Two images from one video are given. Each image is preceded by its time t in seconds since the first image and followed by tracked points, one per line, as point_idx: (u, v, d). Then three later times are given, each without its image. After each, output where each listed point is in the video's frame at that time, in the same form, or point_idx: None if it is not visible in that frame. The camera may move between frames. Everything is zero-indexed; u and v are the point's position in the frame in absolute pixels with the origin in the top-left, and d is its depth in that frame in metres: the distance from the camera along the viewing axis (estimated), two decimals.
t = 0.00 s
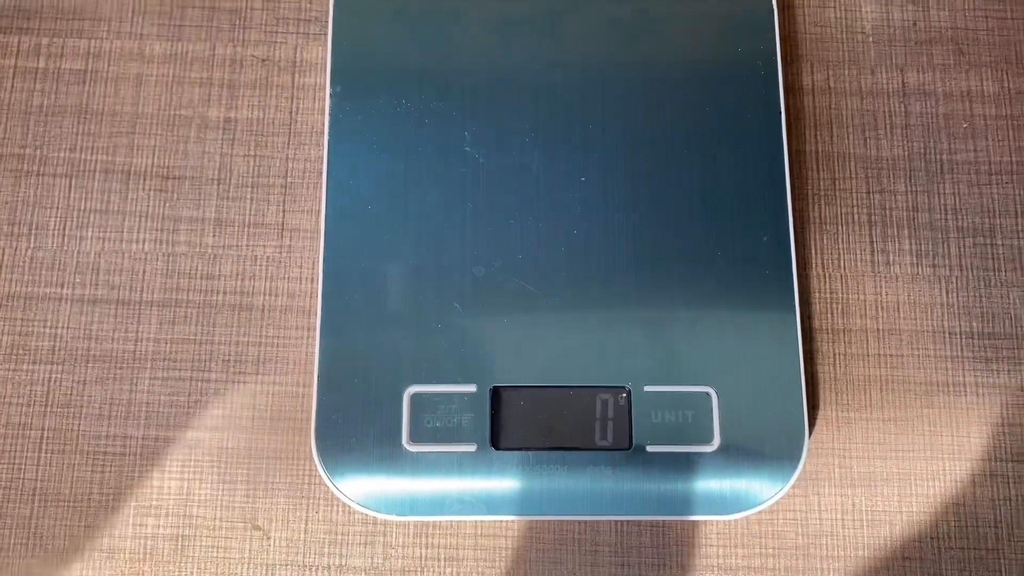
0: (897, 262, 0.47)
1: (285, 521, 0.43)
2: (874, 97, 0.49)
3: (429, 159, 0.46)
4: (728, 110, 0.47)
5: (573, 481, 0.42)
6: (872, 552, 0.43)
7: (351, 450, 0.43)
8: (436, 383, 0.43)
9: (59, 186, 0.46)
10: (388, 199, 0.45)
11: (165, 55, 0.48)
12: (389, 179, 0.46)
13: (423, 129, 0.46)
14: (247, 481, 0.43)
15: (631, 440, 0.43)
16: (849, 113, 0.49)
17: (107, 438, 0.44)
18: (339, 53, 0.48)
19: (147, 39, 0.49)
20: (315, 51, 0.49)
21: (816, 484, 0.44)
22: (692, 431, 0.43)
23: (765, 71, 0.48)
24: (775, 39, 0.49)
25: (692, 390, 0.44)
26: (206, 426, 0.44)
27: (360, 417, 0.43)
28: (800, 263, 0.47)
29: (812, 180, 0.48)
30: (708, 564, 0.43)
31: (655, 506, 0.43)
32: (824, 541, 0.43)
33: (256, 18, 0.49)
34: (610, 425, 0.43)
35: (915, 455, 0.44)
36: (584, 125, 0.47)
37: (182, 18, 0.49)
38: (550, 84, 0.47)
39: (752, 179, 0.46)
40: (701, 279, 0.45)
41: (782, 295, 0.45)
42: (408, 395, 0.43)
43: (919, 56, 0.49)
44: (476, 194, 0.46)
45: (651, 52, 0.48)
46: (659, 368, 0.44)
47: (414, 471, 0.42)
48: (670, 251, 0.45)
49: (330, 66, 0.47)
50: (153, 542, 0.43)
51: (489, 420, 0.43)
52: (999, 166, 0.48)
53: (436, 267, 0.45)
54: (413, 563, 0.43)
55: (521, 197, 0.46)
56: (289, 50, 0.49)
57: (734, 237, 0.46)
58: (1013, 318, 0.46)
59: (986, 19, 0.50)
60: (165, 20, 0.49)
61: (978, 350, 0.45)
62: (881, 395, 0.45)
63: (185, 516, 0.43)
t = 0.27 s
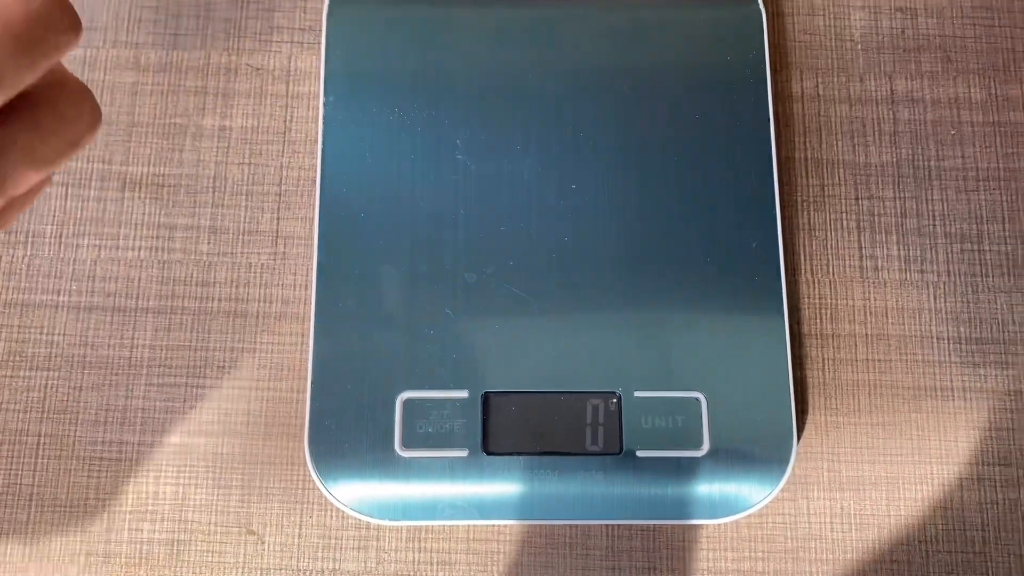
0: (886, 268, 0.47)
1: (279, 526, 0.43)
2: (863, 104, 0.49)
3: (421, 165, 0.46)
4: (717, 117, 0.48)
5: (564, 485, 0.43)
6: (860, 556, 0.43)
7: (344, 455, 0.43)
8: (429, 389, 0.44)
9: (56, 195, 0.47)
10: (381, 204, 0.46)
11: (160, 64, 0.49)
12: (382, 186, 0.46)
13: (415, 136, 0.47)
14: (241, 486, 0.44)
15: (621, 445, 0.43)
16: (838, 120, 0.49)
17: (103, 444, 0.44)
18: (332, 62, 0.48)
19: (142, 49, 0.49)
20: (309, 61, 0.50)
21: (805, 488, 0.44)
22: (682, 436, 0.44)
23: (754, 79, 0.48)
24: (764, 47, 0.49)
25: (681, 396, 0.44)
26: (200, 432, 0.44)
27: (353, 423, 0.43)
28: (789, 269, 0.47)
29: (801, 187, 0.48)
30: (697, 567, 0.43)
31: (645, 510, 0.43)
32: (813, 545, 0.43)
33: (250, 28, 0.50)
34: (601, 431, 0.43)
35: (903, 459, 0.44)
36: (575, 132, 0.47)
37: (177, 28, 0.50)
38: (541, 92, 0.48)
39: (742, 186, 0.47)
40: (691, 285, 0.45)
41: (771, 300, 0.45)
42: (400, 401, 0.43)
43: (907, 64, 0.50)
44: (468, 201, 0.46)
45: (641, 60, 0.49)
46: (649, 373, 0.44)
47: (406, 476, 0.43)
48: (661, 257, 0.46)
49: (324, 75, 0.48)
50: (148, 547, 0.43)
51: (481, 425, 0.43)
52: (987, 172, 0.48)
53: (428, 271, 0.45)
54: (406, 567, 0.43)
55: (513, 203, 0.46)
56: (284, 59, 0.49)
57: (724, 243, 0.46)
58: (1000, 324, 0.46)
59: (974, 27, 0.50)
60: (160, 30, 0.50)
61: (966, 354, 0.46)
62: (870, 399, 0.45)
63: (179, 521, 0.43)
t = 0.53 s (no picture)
0: (884, 271, 0.47)
1: (275, 531, 0.43)
2: (861, 107, 0.49)
3: (416, 169, 0.46)
4: (715, 120, 0.48)
5: (560, 490, 0.43)
6: (859, 561, 0.43)
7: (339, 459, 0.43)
8: (425, 394, 0.44)
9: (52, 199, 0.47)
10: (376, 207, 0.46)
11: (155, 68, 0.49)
12: (379, 190, 0.46)
13: (411, 139, 0.47)
14: (237, 492, 0.43)
15: (619, 449, 0.43)
16: (836, 122, 0.49)
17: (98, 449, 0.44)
18: (327, 64, 0.48)
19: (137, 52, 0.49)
20: (305, 64, 0.49)
21: (804, 492, 0.44)
22: (679, 440, 0.44)
23: (751, 81, 0.48)
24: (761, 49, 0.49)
25: (678, 400, 0.44)
26: (196, 437, 0.44)
27: (349, 427, 0.43)
28: (787, 272, 0.47)
29: (799, 189, 0.48)
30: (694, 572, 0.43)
31: (642, 515, 0.43)
32: (812, 549, 0.43)
33: (245, 31, 0.50)
34: (598, 435, 0.43)
35: (902, 463, 0.44)
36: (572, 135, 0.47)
37: (172, 31, 0.50)
38: (538, 94, 0.48)
39: (740, 189, 0.47)
40: (688, 288, 0.45)
41: (768, 303, 0.45)
42: (396, 406, 0.43)
43: (905, 66, 0.49)
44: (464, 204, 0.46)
45: (638, 62, 0.48)
46: (646, 377, 0.44)
47: (402, 480, 0.43)
48: (658, 260, 0.46)
49: (320, 78, 0.48)
50: (143, 553, 0.43)
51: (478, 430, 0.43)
52: (985, 174, 0.48)
53: (424, 274, 0.45)
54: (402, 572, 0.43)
55: (510, 207, 0.46)
56: (280, 62, 0.49)
57: (721, 246, 0.46)
58: (999, 327, 0.46)
59: (972, 29, 0.50)
60: (156, 34, 0.50)
61: (965, 358, 0.46)
62: (868, 403, 0.45)
63: (174, 527, 0.43)
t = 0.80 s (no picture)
0: (885, 270, 0.46)
1: (268, 535, 0.42)
2: (861, 105, 0.49)
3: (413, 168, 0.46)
4: (712, 118, 0.47)
5: (556, 492, 0.42)
6: (860, 564, 0.43)
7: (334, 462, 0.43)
8: (420, 396, 0.44)
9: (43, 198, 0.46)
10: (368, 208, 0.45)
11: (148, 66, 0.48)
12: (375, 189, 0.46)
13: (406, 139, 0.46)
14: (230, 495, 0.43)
15: (615, 451, 0.43)
16: (835, 120, 0.48)
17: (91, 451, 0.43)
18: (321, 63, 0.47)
19: (130, 51, 0.49)
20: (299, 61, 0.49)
21: (804, 494, 0.43)
22: (677, 442, 0.43)
23: (750, 79, 0.48)
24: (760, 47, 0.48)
25: (676, 402, 0.44)
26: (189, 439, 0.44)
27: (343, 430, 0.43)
28: (786, 272, 0.46)
29: (798, 188, 0.48)
30: None
31: (639, 518, 0.42)
32: (811, 552, 0.43)
33: (238, 29, 0.49)
34: (595, 437, 0.43)
35: (903, 465, 0.44)
36: (569, 134, 0.47)
37: (165, 30, 0.49)
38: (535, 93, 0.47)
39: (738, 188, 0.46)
40: (686, 288, 0.45)
41: (767, 303, 0.45)
42: (391, 407, 0.43)
43: (906, 63, 0.49)
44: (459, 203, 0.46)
45: (636, 59, 0.48)
46: (643, 378, 0.44)
47: (397, 483, 0.42)
48: (656, 260, 0.45)
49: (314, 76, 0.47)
50: (136, 557, 0.42)
51: (473, 433, 0.43)
52: (987, 173, 0.47)
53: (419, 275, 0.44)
54: None
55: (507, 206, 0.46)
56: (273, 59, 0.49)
57: (719, 246, 0.45)
58: (1001, 327, 0.45)
59: (973, 26, 0.49)
60: (148, 32, 0.49)
61: (966, 358, 0.45)
62: (869, 404, 0.44)
63: (167, 531, 0.43)
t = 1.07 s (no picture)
0: (883, 270, 0.46)
1: (265, 536, 0.42)
2: (859, 104, 0.48)
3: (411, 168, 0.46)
4: (710, 117, 0.47)
5: (555, 492, 0.42)
6: (859, 565, 0.42)
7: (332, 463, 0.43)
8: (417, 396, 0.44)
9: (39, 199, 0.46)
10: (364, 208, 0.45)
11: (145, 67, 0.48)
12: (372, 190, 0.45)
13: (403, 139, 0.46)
14: (227, 495, 0.43)
15: (614, 451, 0.43)
16: (834, 120, 0.48)
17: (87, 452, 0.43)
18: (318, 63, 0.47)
19: (126, 51, 0.49)
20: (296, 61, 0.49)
21: (802, 495, 0.43)
22: (675, 442, 0.43)
23: (748, 79, 0.48)
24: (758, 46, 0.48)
25: (674, 402, 0.43)
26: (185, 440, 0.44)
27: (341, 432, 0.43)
28: (784, 272, 0.46)
29: (797, 188, 0.48)
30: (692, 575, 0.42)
31: (638, 518, 0.42)
32: (810, 553, 0.43)
33: (235, 29, 0.49)
34: (593, 437, 0.43)
35: (901, 465, 0.44)
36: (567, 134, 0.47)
37: (162, 30, 0.49)
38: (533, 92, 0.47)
39: (736, 188, 0.46)
40: (685, 288, 0.45)
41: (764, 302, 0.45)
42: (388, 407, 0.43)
43: (904, 63, 0.49)
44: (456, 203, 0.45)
45: (633, 59, 0.48)
46: (641, 379, 0.44)
47: (395, 484, 0.42)
48: (654, 260, 0.45)
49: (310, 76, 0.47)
50: (132, 558, 0.42)
51: (471, 433, 0.43)
52: (985, 172, 0.47)
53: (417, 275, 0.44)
54: None
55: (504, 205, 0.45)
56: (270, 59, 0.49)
57: (718, 245, 0.45)
58: (999, 326, 0.45)
59: (972, 25, 0.49)
60: (145, 32, 0.49)
61: (965, 358, 0.45)
62: (867, 404, 0.44)
63: (164, 531, 0.42)
